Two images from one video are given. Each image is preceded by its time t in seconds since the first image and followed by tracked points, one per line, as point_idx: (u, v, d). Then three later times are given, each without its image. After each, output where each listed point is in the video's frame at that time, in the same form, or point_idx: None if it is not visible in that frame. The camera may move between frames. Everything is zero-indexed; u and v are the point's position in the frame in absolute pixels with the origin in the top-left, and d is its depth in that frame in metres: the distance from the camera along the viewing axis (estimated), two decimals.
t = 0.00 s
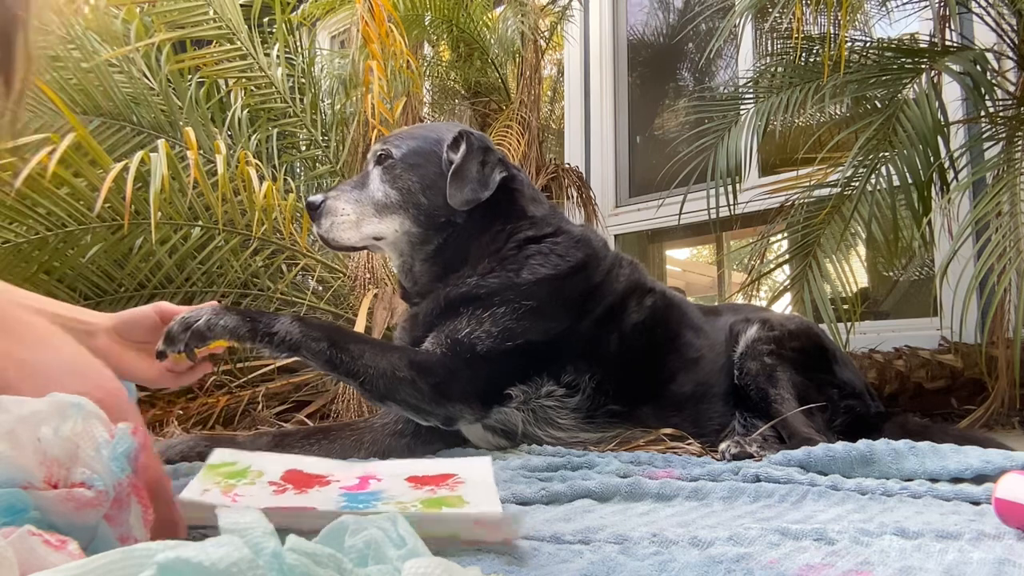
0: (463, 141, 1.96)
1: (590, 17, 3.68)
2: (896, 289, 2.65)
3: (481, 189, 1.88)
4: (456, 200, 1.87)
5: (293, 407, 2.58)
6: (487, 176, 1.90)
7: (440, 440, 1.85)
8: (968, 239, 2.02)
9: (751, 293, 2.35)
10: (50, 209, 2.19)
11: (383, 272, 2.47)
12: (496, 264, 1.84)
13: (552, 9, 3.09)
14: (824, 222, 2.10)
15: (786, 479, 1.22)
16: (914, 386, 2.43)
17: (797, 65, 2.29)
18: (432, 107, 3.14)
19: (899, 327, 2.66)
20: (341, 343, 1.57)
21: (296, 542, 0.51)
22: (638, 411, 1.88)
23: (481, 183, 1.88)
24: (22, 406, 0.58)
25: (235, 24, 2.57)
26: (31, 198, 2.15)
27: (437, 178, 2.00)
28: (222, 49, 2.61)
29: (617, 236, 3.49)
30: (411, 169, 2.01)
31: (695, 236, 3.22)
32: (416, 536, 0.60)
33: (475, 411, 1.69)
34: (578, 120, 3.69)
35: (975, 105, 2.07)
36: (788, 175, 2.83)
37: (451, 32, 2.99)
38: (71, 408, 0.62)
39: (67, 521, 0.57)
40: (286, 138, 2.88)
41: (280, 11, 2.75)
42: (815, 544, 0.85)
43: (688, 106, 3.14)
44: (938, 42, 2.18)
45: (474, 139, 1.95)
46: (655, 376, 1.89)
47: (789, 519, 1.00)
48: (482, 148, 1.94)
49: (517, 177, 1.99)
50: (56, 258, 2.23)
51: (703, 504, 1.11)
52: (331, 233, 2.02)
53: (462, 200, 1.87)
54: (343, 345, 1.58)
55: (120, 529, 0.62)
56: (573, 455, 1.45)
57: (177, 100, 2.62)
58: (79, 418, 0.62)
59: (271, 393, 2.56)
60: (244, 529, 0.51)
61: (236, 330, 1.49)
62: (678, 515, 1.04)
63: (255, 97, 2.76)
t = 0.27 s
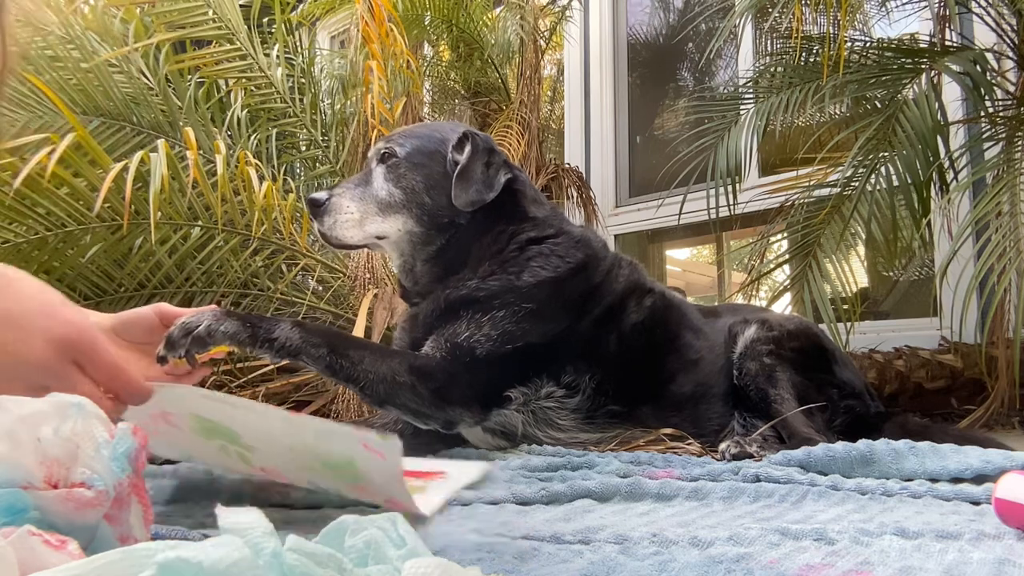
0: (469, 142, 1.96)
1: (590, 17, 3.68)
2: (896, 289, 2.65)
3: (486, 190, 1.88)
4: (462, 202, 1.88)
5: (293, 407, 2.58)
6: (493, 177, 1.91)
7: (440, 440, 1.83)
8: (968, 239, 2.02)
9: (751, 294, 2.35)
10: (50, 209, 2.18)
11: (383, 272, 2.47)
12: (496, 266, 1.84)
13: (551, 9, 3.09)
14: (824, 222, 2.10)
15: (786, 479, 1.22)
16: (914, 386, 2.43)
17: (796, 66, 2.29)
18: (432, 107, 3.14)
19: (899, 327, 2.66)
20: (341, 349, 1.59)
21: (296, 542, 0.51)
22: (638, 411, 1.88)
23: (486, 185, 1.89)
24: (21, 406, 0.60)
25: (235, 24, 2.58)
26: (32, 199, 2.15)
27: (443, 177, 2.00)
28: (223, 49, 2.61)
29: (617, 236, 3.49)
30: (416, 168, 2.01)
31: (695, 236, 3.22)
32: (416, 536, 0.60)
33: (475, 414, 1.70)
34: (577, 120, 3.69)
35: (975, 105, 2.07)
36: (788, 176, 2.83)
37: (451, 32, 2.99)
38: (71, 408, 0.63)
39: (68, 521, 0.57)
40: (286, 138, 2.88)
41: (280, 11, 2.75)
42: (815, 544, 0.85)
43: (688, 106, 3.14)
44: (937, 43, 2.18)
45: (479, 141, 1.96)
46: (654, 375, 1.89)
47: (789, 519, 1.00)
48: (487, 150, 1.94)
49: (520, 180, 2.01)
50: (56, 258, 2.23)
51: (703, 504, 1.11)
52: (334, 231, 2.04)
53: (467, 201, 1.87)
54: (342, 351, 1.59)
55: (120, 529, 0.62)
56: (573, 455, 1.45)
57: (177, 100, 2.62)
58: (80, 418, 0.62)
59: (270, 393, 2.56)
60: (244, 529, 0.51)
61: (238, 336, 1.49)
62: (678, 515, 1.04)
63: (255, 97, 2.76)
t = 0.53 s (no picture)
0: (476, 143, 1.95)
1: (590, 17, 3.68)
2: (896, 289, 2.65)
3: (495, 193, 1.89)
4: (470, 204, 1.88)
5: (293, 407, 2.57)
6: (500, 180, 1.91)
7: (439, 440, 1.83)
8: (968, 239, 2.02)
9: (751, 294, 2.35)
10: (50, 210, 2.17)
11: (384, 272, 2.47)
12: (498, 269, 1.85)
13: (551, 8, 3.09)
14: (824, 222, 2.10)
15: (786, 480, 1.22)
16: (914, 387, 2.43)
17: (796, 66, 2.29)
18: (432, 107, 3.14)
19: (899, 327, 2.66)
20: (345, 358, 1.59)
21: (296, 542, 0.51)
22: (639, 412, 1.88)
23: (495, 187, 1.89)
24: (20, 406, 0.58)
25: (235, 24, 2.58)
26: (31, 199, 2.14)
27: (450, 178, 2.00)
28: (223, 49, 2.62)
29: (617, 236, 3.49)
30: (426, 169, 2.01)
31: (695, 236, 3.21)
32: (416, 536, 0.60)
33: (477, 419, 1.73)
34: (578, 120, 3.69)
35: (975, 105, 2.07)
36: (787, 176, 2.84)
37: (450, 32, 2.99)
38: (71, 408, 0.62)
39: (68, 521, 0.57)
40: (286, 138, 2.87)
41: (280, 11, 2.75)
42: (815, 544, 0.85)
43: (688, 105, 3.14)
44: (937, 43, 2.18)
45: (488, 142, 1.96)
46: (655, 375, 1.89)
47: (789, 519, 1.00)
48: (495, 152, 1.94)
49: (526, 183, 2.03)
50: (56, 258, 2.23)
51: (703, 504, 1.11)
52: (341, 230, 2.03)
53: (475, 203, 1.87)
54: (346, 360, 1.59)
55: (120, 529, 0.62)
56: (573, 455, 1.45)
57: (177, 100, 2.61)
58: (80, 418, 0.62)
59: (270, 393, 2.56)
60: (244, 529, 0.51)
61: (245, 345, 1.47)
62: (678, 515, 1.04)
63: (255, 97, 2.77)
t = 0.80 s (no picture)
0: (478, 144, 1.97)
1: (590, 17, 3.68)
2: (896, 289, 2.65)
3: (497, 194, 1.90)
4: (474, 205, 1.88)
5: (293, 407, 2.57)
6: (504, 181, 1.92)
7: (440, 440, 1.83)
8: (968, 239, 2.02)
9: (751, 294, 2.35)
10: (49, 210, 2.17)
11: (383, 272, 2.47)
12: (500, 272, 1.86)
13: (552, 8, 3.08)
14: (824, 222, 2.10)
15: (786, 479, 1.22)
16: (914, 386, 2.43)
17: (796, 65, 2.29)
18: (431, 107, 3.13)
19: (899, 327, 2.66)
20: (349, 367, 1.58)
21: (296, 542, 0.51)
22: (640, 412, 1.88)
23: (497, 189, 1.90)
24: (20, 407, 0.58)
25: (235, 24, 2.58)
26: (31, 199, 2.14)
27: (454, 178, 2.00)
28: (223, 49, 2.62)
29: (617, 236, 3.49)
30: (429, 170, 2.01)
31: (695, 236, 3.22)
32: (416, 536, 0.60)
33: (480, 424, 1.74)
34: (578, 120, 3.69)
35: (975, 106, 2.07)
36: (787, 176, 2.83)
37: (450, 32, 2.99)
38: (71, 408, 0.62)
39: (68, 521, 0.57)
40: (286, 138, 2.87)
41: (280, 11, 2.76)
42: (815, 544, 0.85)
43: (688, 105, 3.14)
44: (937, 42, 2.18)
45: (490, 144, 1.97)
46: (656, 375, 1.89)
47: (789, 519, 1.00)
48: (497, 154, 1.95)
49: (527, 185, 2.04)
50: (56, 258, 2.23)
51: (703, 504, 1.11)
52: (344, 230, 2.04)
53: (479, 204, 1.88)
54: (350, 369, 1.58)
55: (120, 529, 0.62)
56: (573, 455, 1.45)
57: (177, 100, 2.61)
58: (80, 417, 0.62)
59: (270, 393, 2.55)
60: (244, 529, 0.51)
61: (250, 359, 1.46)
62: (678, 515, 1.04)
63: (255, 97, 2.76)
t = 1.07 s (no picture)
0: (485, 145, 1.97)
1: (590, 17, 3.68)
2: (896, 289, 2.65)
3: (504, 195, 1.90)
4: (480, 205, 1.89)
5: (292, 407, 2.57)
6: (510, 182, 1.92)
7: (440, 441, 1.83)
8: (968, 239, 2.02)
9: (751, 294, 2.34)
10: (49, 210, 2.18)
11: (384, 272, 2.47)
12: (505, 274, 1.86)
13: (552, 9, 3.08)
14: (824, 222, 2.10)
15: (786, 479, 1.22)
16: (914, 386, 2.43)
17: (796, 65, 2.30)
18: (431, 107, 3.13)
19: (899, 327, 2.66)
20: (364, 381, 1.60)
21: (295, 542, 0.51)
22: (642, 412, 1.88)
23: (504, 189, 1.90)
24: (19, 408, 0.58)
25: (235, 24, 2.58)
26: (31, 198, 2.14)
27: (460, 177, 2.00)
28: (223, 49, 2.62)
29: (617, 236, 3.49)
30: (435, 169, 2.01)
31: (695, 236, 3.22)
32: (416, 536, 0.60)
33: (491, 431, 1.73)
34: (578, 119, 3.68)
35: (975, 106, 2.07)
36: (786, 176, 2.84)
37: (451, 32, 2.99)
38: (71, 408, 0.62)
39: (67, 521, 0.57)
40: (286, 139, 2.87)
41: (280, 11, 2.76)
42: (815, 544, 0.85)
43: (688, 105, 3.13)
44: (937, 42, 2.18)
45: (497, 144, 1.97)
46: (658, 374, 1.89)
47: (789, 519, 1.00)
48: (504, 153, 1.95)
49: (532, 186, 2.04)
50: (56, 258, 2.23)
51: (703, 504, 1.11)
52: (351, 229, 2.05)
53: (486, 204, 1.89)
54: (365, 383, 1.60)
55: (120, 529, 0.62)
56: (573, 455, 1.45)
57: (178, 100, 2.61)
58: (79, 417, 0.62)
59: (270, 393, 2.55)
60: (244, 529, 0.51)
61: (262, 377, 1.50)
62: (678, 515, 1.04)
63: (255, 97, 2.77)
